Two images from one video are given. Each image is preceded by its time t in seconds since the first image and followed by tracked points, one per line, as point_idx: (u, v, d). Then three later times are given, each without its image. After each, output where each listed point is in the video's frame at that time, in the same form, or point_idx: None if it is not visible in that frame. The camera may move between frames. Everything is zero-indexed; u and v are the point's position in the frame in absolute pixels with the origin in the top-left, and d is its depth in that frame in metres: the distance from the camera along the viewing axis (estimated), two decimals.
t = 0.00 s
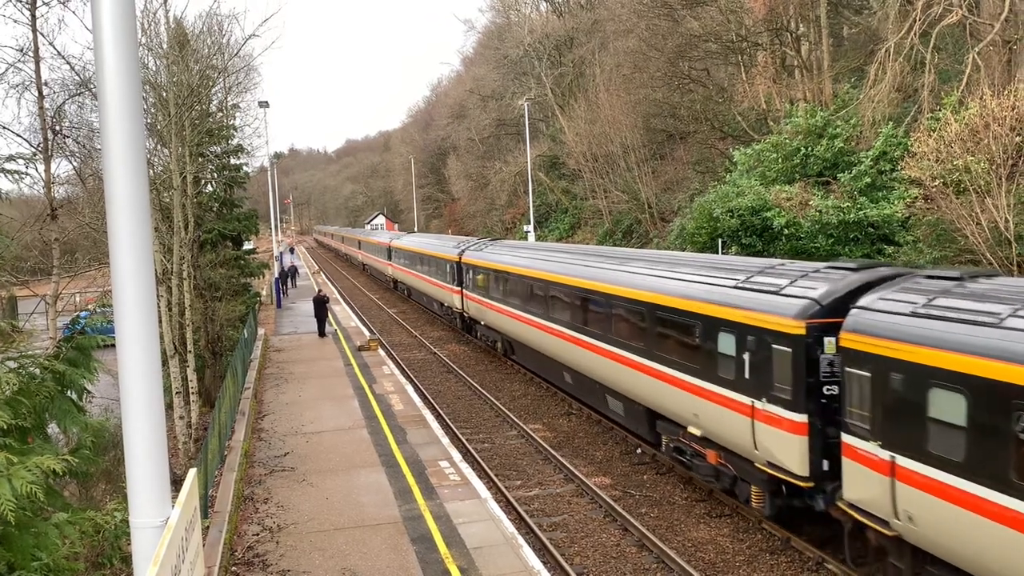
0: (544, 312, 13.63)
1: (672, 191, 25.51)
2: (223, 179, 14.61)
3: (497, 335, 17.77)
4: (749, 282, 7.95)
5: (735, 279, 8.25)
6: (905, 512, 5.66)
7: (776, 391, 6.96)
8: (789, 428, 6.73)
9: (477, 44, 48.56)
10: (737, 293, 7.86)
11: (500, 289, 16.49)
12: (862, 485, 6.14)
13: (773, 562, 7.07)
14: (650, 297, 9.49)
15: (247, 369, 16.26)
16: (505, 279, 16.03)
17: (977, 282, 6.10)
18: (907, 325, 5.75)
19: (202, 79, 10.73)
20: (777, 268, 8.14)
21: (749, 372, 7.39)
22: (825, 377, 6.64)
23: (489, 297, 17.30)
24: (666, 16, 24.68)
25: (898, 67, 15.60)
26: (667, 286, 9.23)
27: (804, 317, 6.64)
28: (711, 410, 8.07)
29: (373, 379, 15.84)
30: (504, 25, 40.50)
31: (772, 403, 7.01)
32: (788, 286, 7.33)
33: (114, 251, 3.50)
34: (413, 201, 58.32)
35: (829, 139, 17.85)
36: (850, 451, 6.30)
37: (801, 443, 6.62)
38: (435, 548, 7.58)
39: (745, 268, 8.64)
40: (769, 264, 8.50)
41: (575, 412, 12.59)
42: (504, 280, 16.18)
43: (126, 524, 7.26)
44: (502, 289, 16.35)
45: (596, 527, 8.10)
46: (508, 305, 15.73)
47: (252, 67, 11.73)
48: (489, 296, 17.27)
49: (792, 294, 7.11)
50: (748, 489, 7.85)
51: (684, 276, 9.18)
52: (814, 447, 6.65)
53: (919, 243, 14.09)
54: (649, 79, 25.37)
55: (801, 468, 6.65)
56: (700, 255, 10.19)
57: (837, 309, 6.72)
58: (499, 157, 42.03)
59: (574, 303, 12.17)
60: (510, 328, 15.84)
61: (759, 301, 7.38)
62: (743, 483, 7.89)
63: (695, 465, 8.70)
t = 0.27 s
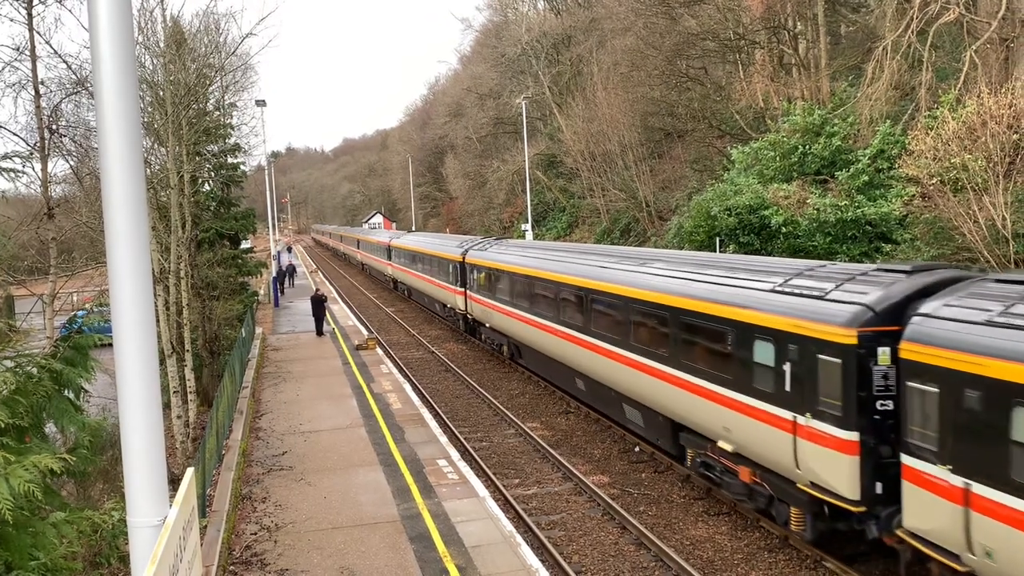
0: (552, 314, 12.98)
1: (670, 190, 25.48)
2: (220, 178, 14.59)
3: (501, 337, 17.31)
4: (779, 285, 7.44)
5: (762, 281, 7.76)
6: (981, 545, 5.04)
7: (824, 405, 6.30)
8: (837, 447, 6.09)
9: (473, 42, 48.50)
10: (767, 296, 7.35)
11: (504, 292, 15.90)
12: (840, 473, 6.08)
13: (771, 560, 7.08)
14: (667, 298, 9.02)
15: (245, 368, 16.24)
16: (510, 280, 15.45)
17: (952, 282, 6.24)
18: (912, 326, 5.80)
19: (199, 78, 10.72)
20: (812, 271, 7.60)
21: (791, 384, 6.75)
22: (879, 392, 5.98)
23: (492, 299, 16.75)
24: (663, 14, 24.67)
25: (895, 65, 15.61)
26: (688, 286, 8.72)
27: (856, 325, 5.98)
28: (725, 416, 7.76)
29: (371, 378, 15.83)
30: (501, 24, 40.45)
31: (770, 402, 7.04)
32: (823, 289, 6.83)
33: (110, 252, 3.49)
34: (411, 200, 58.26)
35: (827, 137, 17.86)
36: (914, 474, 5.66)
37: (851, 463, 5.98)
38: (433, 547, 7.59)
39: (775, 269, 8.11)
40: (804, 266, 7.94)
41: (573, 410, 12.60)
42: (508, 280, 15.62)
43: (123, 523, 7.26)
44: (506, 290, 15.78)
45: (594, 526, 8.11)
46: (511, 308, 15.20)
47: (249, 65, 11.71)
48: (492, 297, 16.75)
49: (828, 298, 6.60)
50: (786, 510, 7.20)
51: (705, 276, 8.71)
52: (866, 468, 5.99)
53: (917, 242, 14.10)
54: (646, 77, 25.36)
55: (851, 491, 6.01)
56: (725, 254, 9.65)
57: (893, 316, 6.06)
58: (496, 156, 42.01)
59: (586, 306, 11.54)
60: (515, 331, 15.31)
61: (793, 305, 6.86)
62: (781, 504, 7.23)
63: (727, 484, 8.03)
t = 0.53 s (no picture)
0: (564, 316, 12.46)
1: (670, 188, 25.49)
2: (220, 176, 14.59)
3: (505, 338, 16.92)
4: (792, 284, 7.19)
5: (776, 280, 7.50)
6: None
7: (882, 423, 5.59)
8: (899, 470, 5.37)
9: (473, 40, 48.48)
10: (780, 295, 7.08)
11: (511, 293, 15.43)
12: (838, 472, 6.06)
13: (771, 558, 7.08)
14: (675, 298, 8.79)
15: (245, 367, 16.25)
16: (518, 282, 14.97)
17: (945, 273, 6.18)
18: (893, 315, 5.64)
19: (199, 76, 10.73)
20: (829, 270, 7.32)
21: (842, 399, 6.04)
22: (946, 408, 5.24)
23: (499, 300, 16.33)
24: (663, 12, 24.66)
25: (894, 63, 15.61)
26: (696, 285, 8.48)
27: (923, 336, 5.23)
28: (733, 417, 7.57)
29: (371, 376, 15.84)
30: (501, 22, 40.41)
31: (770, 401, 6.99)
32: (839, 290, 6.57)
33: (110, 252, 3.49)
34: (411, 198, 58.27)
35: (826, 135, 17.87)
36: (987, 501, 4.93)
37: (916, 487, 5.27)
38: (433, 545, 7.60)
39: (790, 269, 7.83)
40: (822, 265, 7.65)
41: (573, 408, 12.61)
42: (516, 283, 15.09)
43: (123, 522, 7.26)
44: (513, 291, 15.32)
45: (594, 523, 8.12)
46: (518, 309, 14.79)
47: (249, 64, 11.71)
48: (498, 298, 16.38)
49: (846, 299, 6.33)
50: (833, 536, 6.48)
51: (713, 275, 8.48)
52: (932, 493, 5.26)
53: (917, 240, 14.10)
54: (646, 75, 25.37)
55: (916, 519, 5.31)
56: (738, 253, 9.38)
57: (963, 325, 5.28)
58: (496, 154, 42.02)
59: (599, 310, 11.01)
60: (523, 334, 14.84)
61: (794, 304, 6.78)
62: (827, 527, 6.54)
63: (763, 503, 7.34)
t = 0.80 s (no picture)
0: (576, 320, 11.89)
1: (672, 187, 25.47)
2: (222, 175, 14.61)
3: (510, 340, 16.55)
4: (793, 284, 7.09)
5: (777, 280, 7.40)
6: None
7: (954, 447, 4.91)
8: (975, 501, 4.73)
9: (475, 40, 48.49)
10: (782, 296, 6.97)
11: (520, 296, 14.94)
12: (849, 477, 5.91)
13: (771, 558, 7.08)
14: (676, 298, 8.68)
15: (246, 365, 16.27)
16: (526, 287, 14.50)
17: (949, 278, 6.18)
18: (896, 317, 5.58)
19: (201, 76, 10.76)
20: (831, 270, 7.21)
21: (908, 419, 5.31)
22: None
23: (506, 302, 15.89)
24: (665, 12, 24.64)
25: (896, 63, 15.61)
26: (697, 285, 8.37)
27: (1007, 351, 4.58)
28: (737, 419, 7.46)
29: (372, 375, 15.86)
30: (503, 21, 40.42)
31: (768, 399, 6.96)
32: (842, 291, 6.46)
33: (112, 253, 3.51)
34: (412, 198, 58.31)
35: (828, 135, 17.87)
36: None
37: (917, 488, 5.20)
38: (434, 544, 7.60)
39: (792, 269, 7.74)
40: (825, 265, 7.54)
41: (574, 408, 12.62)
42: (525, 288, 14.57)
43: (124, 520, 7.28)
44: (521, 295, 14.85)
45: (595, 523, 8.12)
46: (528, 311, 14.37)
47: (251, 63, 11.73)
48: (504, 300, 16.01)
49: (849, 300, 6.22)
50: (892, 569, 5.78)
51: (713, 275, 8.39)
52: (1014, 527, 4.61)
53: (918, 240, 14.08)
54: (648, 74, 25.36)
55: (996, 557, 4.64)
56: (740, 252, 9.29)
57: None
58: (497, 154, 42.03)
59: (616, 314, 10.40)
60: (532, 337, 14.34)
61: (795, 303, 6.71)
62: (884, 558, 5.86)
63: (809, 529, 6.71)
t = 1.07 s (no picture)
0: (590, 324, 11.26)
1: (673, 188, 25.44)
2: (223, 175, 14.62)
3: (516, 344, 16.08)
4: (795, 286, 7.10)
5: (779, 282, 7.41)
6: None
7: None
8: None
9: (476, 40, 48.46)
10: (784, 297, 6.97)
11: (527, 300, 14.40)
12: (857, 483, 5.83)
13: (772, 559, 7.06)
14: (677, 299, 8.65)
15: (246, 365, 16.27)
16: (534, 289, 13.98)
17: (951, 283, 6.17)
18: (899, 319, 5.56)
19: (203, 75, 10.77)
20: (833, 273, 7.22)
21: (985, 446, 4.70)
22: None
23: (513, 306, 15.38)
24: (667, 12, 24.61)
25: (898, 65, 15.58)
26: (698, 286, 8.37)
27: None
28: (737, 421, 7.44)
29: (372, 375, 15.86)
30: (504, 21, 40.41)
31: (766, 399, 6.97)
32: (844, 293, 6.46)
33: (112, 252, 3.50)
34: (413, 198, 58.31)
35: (830, 136, 17.86)
36: None
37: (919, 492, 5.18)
38: (434, 544, 7.59)
39: (794, 271, 7.73)
40: (826, 268, 7.56)
41: (574, 408, 12.61)
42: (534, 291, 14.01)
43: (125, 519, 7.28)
44: (529, 298, 14.28)
45: (595, 524, 8.11)
46: (535, 315, 13.89)
47: (252, 63, 11.73)
48: (511, 302, 15.54)
49: (851, 301, 6.23)
50: None
51: (714, 276, 8.39)
52: None
53: (920, 241, 14.05)
54: (649, 75, 25.35)
55: None
56: (741, 255, 9.30)
57: None
58: (498, 154, 42.03)
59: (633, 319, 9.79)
60: (541, 342, 13.79)
61: (796, 304, 6.69)
62: None
63: (862, 561, 6.05)
